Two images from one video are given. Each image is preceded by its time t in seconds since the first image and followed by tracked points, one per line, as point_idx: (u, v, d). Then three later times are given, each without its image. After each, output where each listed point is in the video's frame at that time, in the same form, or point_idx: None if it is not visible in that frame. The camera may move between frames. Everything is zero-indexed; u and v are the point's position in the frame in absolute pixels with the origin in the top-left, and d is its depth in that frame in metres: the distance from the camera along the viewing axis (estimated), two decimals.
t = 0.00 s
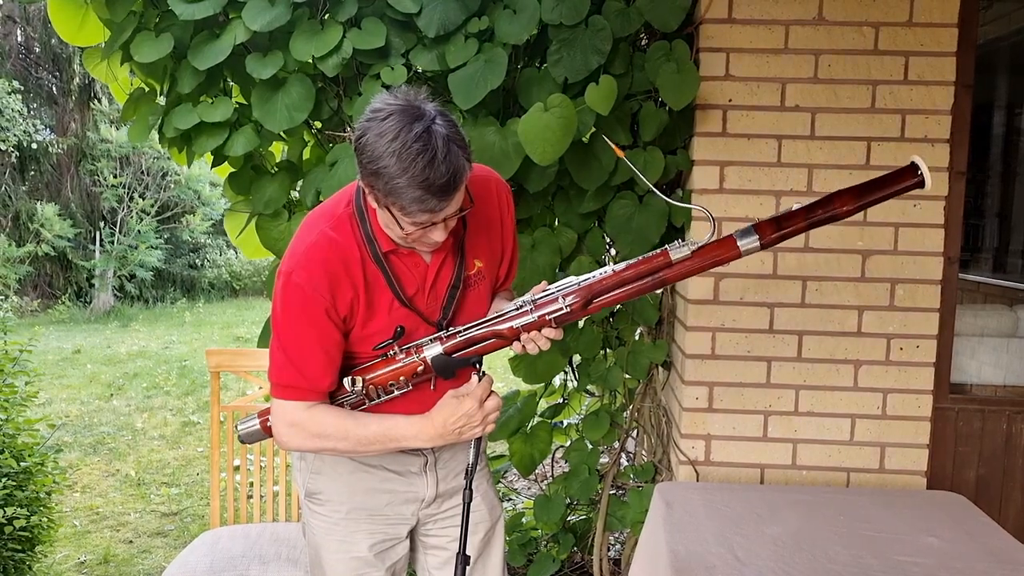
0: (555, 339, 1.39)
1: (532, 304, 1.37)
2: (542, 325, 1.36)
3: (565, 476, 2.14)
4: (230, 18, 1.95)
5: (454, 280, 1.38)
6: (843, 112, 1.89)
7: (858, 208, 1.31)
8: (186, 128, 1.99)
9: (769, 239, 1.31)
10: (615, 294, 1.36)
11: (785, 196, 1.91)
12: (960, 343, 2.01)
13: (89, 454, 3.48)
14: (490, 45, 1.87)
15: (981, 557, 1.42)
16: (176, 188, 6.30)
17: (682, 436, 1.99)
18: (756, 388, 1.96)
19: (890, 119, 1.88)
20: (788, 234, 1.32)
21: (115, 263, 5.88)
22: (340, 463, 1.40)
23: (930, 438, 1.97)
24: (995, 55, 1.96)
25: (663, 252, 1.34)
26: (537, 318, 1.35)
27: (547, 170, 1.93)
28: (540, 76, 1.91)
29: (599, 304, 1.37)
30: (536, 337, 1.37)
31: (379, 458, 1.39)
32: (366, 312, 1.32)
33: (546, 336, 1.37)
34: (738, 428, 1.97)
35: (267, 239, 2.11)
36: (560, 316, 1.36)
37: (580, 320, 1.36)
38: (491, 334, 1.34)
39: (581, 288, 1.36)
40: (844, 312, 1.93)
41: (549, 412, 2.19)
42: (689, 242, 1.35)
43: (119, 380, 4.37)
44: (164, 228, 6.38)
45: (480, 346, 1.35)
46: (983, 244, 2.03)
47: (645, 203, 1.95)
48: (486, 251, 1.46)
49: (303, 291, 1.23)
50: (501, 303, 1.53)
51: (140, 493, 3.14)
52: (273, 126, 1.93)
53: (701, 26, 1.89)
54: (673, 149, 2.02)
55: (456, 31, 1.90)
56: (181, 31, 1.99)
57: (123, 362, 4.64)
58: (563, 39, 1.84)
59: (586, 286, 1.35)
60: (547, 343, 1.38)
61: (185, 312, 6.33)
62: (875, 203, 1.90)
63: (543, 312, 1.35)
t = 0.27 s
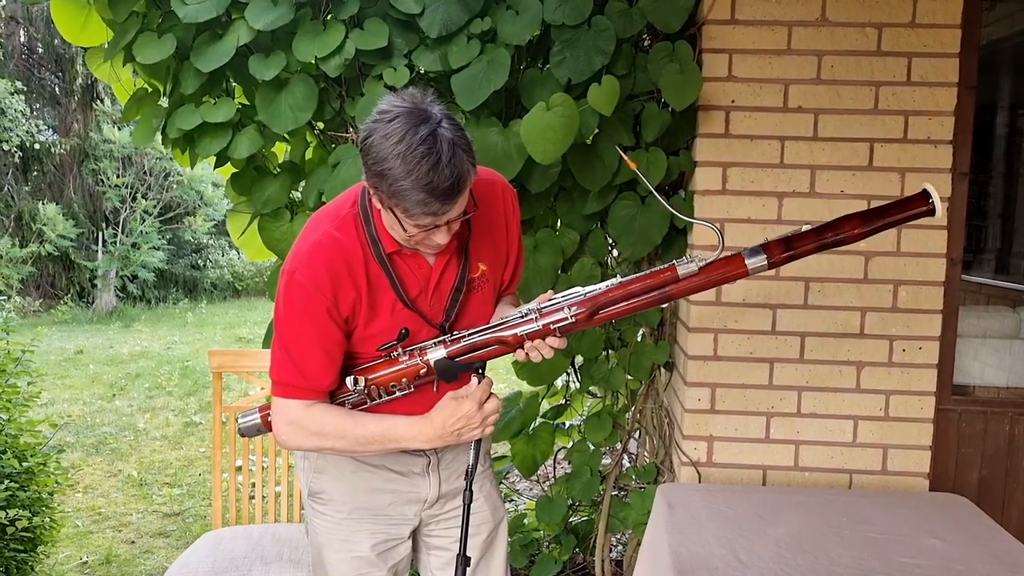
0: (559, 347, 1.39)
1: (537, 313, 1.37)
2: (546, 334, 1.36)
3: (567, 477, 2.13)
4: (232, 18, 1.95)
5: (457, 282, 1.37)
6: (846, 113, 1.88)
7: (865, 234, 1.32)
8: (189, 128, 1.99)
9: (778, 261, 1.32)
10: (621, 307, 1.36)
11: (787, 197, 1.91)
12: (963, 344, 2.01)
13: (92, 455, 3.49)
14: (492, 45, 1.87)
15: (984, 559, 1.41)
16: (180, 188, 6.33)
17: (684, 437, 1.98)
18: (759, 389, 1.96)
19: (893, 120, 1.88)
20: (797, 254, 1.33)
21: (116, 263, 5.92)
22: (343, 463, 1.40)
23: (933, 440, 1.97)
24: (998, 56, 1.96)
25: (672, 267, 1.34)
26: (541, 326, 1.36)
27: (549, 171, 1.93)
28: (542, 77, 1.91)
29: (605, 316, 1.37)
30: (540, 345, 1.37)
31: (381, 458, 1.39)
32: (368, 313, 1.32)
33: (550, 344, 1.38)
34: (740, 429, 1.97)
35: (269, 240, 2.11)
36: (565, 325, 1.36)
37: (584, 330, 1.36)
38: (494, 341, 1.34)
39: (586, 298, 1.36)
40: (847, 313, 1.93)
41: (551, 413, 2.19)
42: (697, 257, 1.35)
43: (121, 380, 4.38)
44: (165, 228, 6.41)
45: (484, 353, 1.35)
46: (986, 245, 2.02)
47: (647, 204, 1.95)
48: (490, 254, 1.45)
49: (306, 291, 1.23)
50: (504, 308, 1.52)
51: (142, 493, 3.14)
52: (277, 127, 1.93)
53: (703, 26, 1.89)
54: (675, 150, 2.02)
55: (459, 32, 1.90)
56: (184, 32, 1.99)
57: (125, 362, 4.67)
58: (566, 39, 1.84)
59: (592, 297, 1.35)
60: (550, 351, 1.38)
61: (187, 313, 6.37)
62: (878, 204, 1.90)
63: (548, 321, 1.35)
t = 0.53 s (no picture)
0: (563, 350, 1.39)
1: (541, 315, 1.37)
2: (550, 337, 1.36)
3: (570, 478, 2.14)
4: (237, 20, 1.95)
5: (463, 283, 1.37)
6: (850, 115, 1.88)
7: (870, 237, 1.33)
8: (193, 130, 1.99)
9: (782, 264, 1.31)
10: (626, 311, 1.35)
11: (791, 199, 1.91)
12: (967, 347, 2.00)
13: (95, 455, 3.49)
14: (496, 47, 1.87)
15: (988, 562, 1.41)
16: (183, 189, 6.37)
17: (687, 439, 1.98)
18: (762, 391, 1.96)
19: (898, 122, 1.88)
20: (800, 258, 1.33)
21: (121, 263, 6.03)
22: (349, 463, 1.40)
23: (937, 442, 1.97)
24: (1002, 58, 1.95)
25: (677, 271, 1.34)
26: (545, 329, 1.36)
27: (554, 173, 1.93)
28: (546, 79, 1.92)
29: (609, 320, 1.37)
30: (544, 348, 1.37)
31: (387, 459, 1.39)
32: (374, 313, 1.33)
33: (554, 347, 1.37)
34: (744, 431, 1.97)
35: (273, 240, 2.09)
36: (569, 328, 1.36)
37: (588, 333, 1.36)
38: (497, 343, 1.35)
39: (591, 301, 1.36)
40: (850, 316, 1.93)
41: (555, 415, 2.19)
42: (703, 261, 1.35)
43: (125, 381, 4.39)
44: (169, 228, 6.44)
45: (488, 354, 1.35)
46: (991, 247, 2.01)
47: (651, 206, 1.95)
48: (496, 255, 1.46)
49: (312, 290, 1.23)
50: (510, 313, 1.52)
51: (146, 494, 3.15)
52: (281, 129, 1.93)
53: (707, 28, 1.90)
54: (679, 152, 2.02)
55: (463, 34, 1.90)
56: (189, 34, 2.00)
57: (129, 363, 4.68)
58: (570, 41, 1.84)
59: (596, 300, 1.36)
60: (554, 354, 1.39)
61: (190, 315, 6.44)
62: (882, 206, 1.90)
63: (552, 324, 1.35)
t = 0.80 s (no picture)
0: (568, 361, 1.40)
1: (548, 326, 1.37)
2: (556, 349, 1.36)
3: (574, 479, 2.13)
4: (242, 21, 1.95)
5: (469, 283, 1.37)
6: (854, 117, 1.88)
7: (888, 279, 1.31)
8: (198, 131, 1.99)
9: (796, 299, 1.30)
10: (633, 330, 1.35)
11: (796, 200, 1.91)
12: (971, 349, 2.00)
13: (99, 455, 3.50)
14: (500, 48, 1.87)
15: (992, 564, 1.41)
16: (187, 189, 6.36)
17: (691, 440, 1.98)
18: (766, 393, 1.95)
19: (902, 124, 1.87)
20: (816, 294, 1.32)
21: (124, 263, 6.01)
22: (356, 461, 1.40)
23: (941, 444, 1.96)
24: (1007, 59, 1.95)
25: (688, 296, 1.34)
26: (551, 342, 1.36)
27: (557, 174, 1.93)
28: (550, 80, 1.92)
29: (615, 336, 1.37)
30: (549, 358, 1.38)
31: (393, 457, 1.40)
32: (380, 313, 1.33)
33: (559, 358, 1.38)
34: (747, 433, 1.96)
35: (277, 241, 2.10)
36: (575, 342, 1.36)
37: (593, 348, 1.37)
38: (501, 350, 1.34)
39: (598, 315, 1.36)
40: (855, 317, 1.93)
41: (558, 415, 2.19)
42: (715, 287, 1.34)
43: (129, 381, 4.40)
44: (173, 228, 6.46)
45: (493, 360, 1.34)
46: (994, 249, 2.04)
47: (655, 207, 1.95)
48: (503, 256, 1.45)
49: (318, 289, 1.24)
50: (516, 317, 1.51)
51: (149, 494, 3.15)
52: (286, 130, 1.94)
53: (712, 30, 1.89)
54: (683, 153, 2.01)
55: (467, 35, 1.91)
56: (193, 35, 2.00)
57: (132, 363, 4.69)
58: (574, 43, 1.84)
59: (604, 317, 1.35)
60: (559, 365, 1.39)
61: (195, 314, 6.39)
62: (886, 208, 1.89)
63: (559, 338, 1.35)
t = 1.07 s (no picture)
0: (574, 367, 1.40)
1: (556, 331, 1.37)
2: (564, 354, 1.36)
3: (578, 480, 2.14)
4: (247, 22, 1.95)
5: (478, 282, 1.37)
6: (859, 118, 1.88)
7: (904, 306, 1.31)
8: (204, 132, 2.00)
9: (807, 320, 1.31)
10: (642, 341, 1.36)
11: (801, 202, 1.91)
12: (976, 350, 2.00)
13: (103, 455, 3.50)
14: (505, 49, 1.87)
15: (997, 565, 1.41)
16: (190, 189, 6.38)
17: (695, 442, 1.98)
18: (771, 394, 1.96)
19: (907, 125, 1.87)
20: (827, 316, 1.32)
21: (129, 262, 6.11)
22: (366, 459, 1.41)
23: (946, 446, 1.96)
24: (1012, 61, 1.95)
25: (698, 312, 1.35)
26: (559, 347, 1.36)
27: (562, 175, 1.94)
28: (555, 81, 1.92)
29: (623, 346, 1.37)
30: (555, 363, 1.37)
31: (402, 455, 1.40)
32: (390, 310, 1.33)
33: (566, 363, 1.38)
34: (752, 434, 1.96)
35: (282, 242, 2.10)
36: (582, 349, 1.37)
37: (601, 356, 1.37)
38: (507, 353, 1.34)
39: (607, 324, 1.37)
40: (859, 319, 1.93)
41: (562, 416, 2.19)
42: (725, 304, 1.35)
43: (132, 381, 4.40)
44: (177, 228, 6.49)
45: (500, 361, 1.34)
46: (999, 250, 2.03)
47: (659, 208, 1.95)
48: (514, 255, 1.45)
49: (328, 285, 1.24)
50: (525, 318, 1.51)
51: (153, 494, 3.15)
52: (290, 130, 1.94)
53: (717, 31, 1.89)
54: (688, 154, 2.01)
55: (472, 36, 1.91)
56: (199, 36, 2.00)
57: (136, 363, 4.69)
58: (579, 44, 1.84)
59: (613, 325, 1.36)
60: (565, 370, 1.39)
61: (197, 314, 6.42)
62: (891, 209, 1.89)
63: (567, 343, 1.36)
